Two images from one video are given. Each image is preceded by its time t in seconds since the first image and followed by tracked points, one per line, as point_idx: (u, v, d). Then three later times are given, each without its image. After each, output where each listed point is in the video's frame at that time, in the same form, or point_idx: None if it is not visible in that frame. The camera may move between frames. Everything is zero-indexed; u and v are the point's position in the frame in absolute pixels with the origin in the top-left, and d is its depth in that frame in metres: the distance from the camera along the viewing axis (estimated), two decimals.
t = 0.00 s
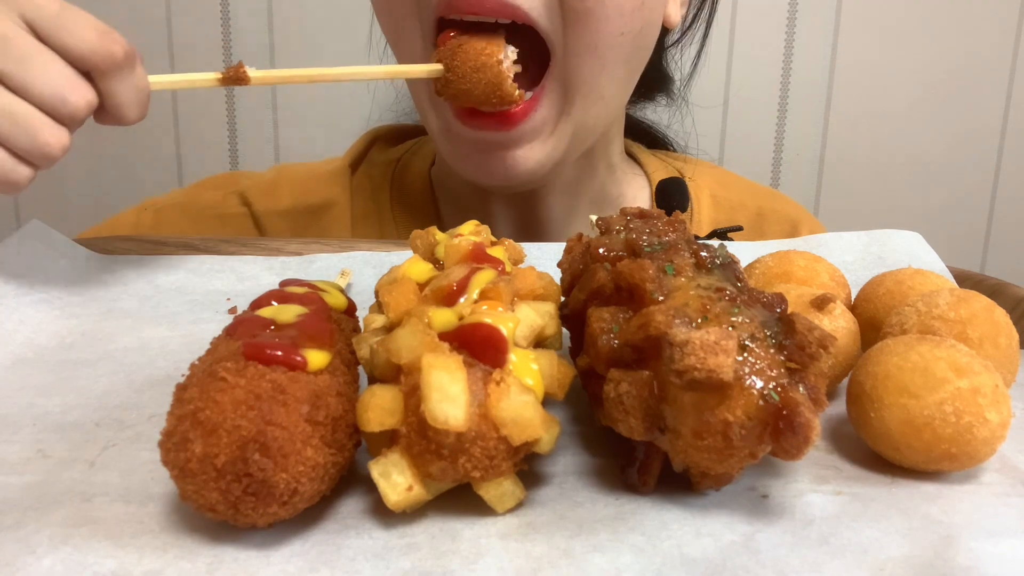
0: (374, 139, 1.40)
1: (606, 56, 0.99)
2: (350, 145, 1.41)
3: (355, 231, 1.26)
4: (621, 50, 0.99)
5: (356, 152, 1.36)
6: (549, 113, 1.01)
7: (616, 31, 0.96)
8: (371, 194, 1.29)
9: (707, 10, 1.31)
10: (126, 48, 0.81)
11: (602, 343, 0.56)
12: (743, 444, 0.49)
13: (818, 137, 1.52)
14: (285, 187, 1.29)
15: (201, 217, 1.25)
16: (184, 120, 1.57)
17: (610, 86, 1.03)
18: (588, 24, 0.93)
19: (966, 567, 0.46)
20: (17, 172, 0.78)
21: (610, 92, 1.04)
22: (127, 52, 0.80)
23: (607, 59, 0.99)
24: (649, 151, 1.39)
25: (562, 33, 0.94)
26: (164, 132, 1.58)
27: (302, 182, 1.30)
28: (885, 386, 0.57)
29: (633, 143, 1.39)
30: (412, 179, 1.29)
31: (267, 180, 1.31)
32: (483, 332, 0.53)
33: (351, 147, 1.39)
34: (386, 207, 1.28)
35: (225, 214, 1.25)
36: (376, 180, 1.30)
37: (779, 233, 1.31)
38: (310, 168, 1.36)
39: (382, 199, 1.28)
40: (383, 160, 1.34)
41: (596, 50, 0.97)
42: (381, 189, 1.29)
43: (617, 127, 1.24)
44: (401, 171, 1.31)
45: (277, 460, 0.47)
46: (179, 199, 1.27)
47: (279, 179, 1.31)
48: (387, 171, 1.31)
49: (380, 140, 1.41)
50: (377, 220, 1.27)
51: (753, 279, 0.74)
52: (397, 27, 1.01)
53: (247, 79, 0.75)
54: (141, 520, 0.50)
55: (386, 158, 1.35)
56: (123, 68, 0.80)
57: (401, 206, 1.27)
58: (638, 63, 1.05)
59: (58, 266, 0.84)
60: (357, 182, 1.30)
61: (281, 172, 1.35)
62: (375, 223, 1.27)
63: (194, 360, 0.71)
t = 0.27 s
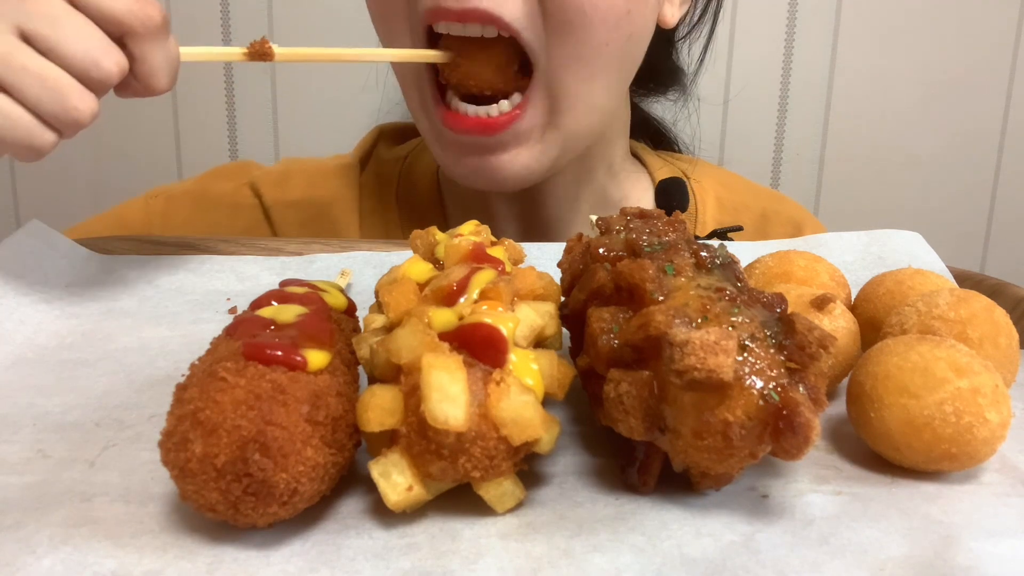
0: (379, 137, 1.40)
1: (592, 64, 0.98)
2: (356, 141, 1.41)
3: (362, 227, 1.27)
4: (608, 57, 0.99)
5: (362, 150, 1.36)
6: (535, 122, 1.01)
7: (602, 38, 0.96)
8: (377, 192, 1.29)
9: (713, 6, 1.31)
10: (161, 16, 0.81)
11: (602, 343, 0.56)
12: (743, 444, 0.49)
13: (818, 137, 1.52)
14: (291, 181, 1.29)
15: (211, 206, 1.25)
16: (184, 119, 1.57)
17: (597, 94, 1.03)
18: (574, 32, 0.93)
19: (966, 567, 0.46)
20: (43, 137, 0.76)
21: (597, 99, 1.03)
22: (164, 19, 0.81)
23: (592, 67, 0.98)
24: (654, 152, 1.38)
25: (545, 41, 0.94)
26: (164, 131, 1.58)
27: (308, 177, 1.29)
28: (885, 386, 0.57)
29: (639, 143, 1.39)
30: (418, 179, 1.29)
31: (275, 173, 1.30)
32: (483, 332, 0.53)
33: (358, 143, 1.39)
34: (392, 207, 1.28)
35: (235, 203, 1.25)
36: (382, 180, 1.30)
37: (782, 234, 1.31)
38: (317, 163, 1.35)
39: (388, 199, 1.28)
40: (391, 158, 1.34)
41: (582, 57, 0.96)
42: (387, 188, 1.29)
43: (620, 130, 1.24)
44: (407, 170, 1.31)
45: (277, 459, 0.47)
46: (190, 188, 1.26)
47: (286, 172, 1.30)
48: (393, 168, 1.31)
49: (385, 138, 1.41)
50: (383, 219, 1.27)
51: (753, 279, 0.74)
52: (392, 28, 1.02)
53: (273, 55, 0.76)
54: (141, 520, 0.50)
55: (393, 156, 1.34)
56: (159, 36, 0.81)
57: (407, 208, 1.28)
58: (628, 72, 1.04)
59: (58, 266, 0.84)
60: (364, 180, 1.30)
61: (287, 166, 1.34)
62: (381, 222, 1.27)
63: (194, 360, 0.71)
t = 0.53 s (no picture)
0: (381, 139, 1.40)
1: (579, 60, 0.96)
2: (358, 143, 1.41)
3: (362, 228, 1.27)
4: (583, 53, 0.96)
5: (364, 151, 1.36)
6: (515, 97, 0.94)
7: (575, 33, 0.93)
8: (378, 192, 1.29)
9: (713, 6, 1.31)
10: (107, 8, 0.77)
11: (602, 343, 0.56)
12: (743, 444, 0.49)
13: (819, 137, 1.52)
14: (292, 183, 1.29)
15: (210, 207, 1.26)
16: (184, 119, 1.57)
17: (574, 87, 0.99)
18: (546, 28, 0.91)
19: (966, 567, 0.46)
20: None
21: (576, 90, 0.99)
22: (110, 10, 0.77)
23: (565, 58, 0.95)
24: (655, 153, 1.38)
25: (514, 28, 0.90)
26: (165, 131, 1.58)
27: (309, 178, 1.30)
28: (885, 386, 0.57)
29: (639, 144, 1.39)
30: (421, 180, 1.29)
31: (275, 176, 1.31)
32: (483, 332, 0.53)
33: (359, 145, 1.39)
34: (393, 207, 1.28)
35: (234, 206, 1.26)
36: (384, 181, 1.30)
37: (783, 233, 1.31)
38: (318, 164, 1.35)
39: (389, 198, 1.28)
40: (393, 160, 1.34)
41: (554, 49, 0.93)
42: (388, 188, 1.29)
43: (620, 128, 1.21)
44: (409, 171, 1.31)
45: (277, 460, 0.47)
46: (190, 189, 1.27)
47: (287, 175, 1.31)
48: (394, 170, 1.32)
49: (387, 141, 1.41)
50: (384, 220, 1.27)
51: (753, 279, 0.74)
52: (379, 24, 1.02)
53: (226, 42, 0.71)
54: (141, 520, 0.50)
55: (395, 158, 1.35)
56: (107, 28, 0.77)
57: (408, 207, 1.28)
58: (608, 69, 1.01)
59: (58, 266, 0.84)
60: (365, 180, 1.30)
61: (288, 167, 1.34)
62: (382, 222, 1.27)
63: (194, 360, 0.71)
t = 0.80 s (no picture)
0: (378, 140, 1.39)
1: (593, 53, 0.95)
2: (355, 144, 1.41)
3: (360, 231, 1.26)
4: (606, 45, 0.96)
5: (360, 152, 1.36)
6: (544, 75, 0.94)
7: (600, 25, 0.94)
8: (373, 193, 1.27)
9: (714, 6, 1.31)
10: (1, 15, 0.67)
11: (602, 343, 0.56)
12: (743, 444, 0.49)
13: (819, 137, 1.52)
14: (284, 192, 1.29)
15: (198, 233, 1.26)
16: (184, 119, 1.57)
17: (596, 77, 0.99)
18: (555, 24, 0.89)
19: (966, 567, 0.46)
20: None
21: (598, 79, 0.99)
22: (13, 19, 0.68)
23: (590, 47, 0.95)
24: (655, 152, 1.38)
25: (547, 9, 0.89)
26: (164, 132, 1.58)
27: (302, 185, 1.30)
28: (885, 386, 0.57)
29: (641, 143, 1.39)
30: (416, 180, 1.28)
31: (269, 184, 1.31)
32: (483, 332, 0.53)
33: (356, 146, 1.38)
34: (389, 205, 1.26)
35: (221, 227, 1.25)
36: (379, 181, 1.29)
37: (782, 233, 1.32)
38: (313, 166, 1.35)
39: (384, 197, 1.27)
40: (389, 160, 1.34)
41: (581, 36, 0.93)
42: (383, 188, 1.28)
43: (622, 125, 1.21)
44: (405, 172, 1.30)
45: (277, 460, 0.47)
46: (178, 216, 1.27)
47: (280, 183, 1.31)
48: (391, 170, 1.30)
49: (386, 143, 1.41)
50: (381, 220, 1.26)
51: (753, 279, 0.74)
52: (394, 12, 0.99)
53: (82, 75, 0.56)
54: (141, 520, 0.50)
55: (391, 158, 1.34)
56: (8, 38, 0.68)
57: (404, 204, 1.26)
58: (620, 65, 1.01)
59: (58, 266, 0.84)
60: (360, 181, 1.30)
61: (283, 172, 1.34)
62: (378, 222, 1.25)
63: (194, 360, 0.71)
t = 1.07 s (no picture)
0: (371, 143, 1.39)
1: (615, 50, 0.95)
2: (348, 146, 1.41)
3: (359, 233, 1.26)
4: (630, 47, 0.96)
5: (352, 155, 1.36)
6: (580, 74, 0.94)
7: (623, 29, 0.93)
8: (367, 195, 1.27)
9: None
10: None
11: (602, 343, 0.56)
12: (743, 444, 0.49)
13: (819, 137, 1.52)
14: (277, 200, 1.29)
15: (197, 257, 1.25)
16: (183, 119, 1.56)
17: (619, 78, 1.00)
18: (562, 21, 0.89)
19: (966, 567, 0.46)
20: None
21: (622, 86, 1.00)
22: None
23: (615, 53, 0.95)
24: (655, 152, 1.38)
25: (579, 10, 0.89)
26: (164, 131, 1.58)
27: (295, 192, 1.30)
28: (884, 386, 0.57)
29: (640, 143, 1.39)
30: (411, 184, 1.28)
31: (260, 195, 1.31)
32: (483, 332, 0.53)
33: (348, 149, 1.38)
34: (384, 206, 1.26)
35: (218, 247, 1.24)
36: (374, 184, 1.29)
37: (782, 230, 1.31)
38: (307, 171, 1.35)
39: (380, 198, 1.26)
40: (383, 161, 1.33)
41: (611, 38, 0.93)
42: (378, 189, 1.27)
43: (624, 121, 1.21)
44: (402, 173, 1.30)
45: (277, 460, 0.47)
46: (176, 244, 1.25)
47: (272, 193, 1.31)
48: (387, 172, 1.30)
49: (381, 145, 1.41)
50: (376, 221, 1.25)
51: (753, 279, 0.74)
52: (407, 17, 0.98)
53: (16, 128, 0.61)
54: (141, 520, 0.50)
55: (385, 160, 1.34)
56: None
57: (400, 204, 1.26)
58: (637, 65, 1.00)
59: (57, 266, 0.84)
60: (354, 184, 1.30)
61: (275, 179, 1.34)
62: (375, 224, 1.25)
63: (194, 360, 0.71)
